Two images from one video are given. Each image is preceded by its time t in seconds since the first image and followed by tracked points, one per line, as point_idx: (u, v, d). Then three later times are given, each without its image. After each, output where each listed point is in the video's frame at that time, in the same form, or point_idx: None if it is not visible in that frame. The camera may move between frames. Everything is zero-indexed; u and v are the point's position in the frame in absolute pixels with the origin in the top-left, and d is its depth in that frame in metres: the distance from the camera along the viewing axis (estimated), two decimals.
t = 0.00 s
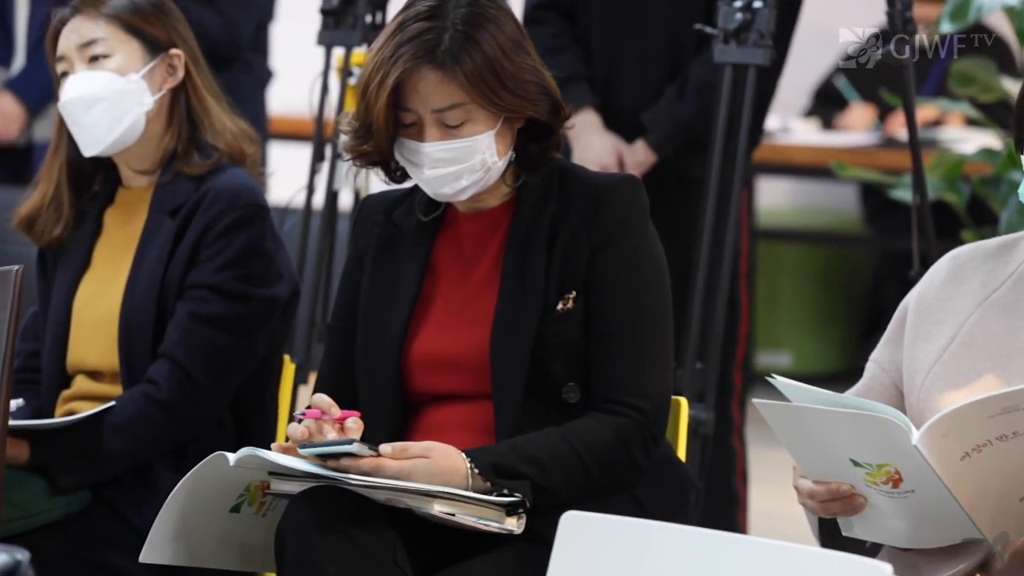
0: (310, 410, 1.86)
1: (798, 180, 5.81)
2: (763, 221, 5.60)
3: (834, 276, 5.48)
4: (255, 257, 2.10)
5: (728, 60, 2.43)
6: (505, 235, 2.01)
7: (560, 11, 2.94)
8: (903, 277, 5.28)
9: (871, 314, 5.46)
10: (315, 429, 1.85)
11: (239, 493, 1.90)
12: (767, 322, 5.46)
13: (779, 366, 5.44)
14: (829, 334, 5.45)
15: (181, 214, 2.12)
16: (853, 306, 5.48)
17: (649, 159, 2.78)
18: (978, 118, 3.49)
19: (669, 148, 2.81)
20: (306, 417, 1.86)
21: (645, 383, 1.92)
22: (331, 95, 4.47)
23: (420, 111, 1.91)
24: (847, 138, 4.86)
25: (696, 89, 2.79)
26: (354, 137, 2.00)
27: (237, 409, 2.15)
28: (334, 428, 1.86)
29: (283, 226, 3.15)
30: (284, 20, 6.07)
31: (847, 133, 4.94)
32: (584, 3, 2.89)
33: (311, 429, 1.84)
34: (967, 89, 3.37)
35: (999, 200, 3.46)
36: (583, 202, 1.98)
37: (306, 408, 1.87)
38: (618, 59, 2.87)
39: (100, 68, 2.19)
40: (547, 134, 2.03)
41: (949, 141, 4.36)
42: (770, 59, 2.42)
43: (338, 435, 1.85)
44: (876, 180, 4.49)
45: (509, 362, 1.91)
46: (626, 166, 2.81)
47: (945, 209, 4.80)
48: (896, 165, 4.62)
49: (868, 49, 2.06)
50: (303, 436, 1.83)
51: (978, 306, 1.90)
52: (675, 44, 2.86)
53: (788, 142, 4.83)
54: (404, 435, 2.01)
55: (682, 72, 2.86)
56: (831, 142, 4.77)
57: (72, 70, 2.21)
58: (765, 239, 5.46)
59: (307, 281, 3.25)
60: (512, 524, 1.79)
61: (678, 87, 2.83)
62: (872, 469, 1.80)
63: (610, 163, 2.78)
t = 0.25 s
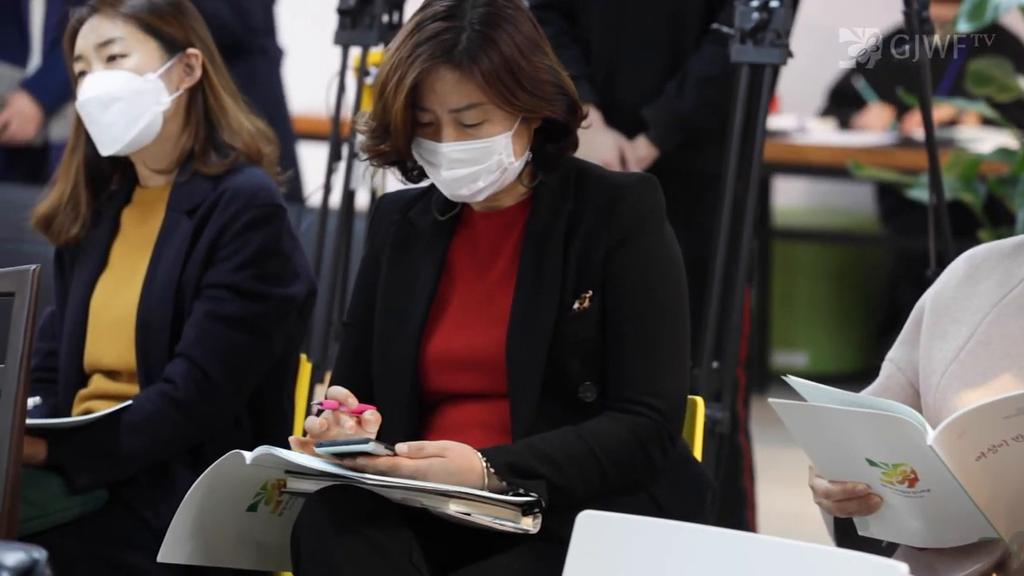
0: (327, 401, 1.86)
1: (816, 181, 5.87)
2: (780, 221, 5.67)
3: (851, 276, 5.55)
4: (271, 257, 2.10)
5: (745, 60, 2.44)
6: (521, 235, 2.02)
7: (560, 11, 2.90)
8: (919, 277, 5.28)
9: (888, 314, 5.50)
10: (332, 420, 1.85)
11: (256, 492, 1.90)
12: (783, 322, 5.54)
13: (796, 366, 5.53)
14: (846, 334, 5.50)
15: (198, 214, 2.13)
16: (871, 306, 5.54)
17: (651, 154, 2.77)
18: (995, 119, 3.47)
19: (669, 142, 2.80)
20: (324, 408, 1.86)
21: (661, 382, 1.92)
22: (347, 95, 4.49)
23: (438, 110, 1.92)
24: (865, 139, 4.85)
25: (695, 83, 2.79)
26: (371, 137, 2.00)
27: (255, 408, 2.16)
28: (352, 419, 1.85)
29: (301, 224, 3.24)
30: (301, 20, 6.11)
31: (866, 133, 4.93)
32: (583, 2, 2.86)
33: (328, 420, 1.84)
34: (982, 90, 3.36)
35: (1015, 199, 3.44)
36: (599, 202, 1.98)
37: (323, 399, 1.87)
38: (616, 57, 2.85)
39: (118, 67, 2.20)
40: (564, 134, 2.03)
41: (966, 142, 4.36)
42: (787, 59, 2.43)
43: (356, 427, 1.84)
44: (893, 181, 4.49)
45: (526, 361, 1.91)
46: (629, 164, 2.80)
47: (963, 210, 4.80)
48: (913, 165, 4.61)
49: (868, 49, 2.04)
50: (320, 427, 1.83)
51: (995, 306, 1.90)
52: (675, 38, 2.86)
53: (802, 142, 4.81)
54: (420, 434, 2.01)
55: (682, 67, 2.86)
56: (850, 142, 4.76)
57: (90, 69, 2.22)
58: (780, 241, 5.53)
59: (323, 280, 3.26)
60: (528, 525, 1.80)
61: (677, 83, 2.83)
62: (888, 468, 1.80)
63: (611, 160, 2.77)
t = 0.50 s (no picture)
0: (350, 398, 1.87)
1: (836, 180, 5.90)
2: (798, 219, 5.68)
3: (866, 275, 5.55)
4: (290, 256, 2.10)
5: (764, 60, 2.47)
6: (540, 234, 2.02)
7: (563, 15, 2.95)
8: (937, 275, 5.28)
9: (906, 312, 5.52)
10: (354, 417, 1.85)
11: (275, 492, 1.90)
12: (800, 320, 5.56)
13: (814, 365, 5.55)
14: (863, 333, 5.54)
15: (216, 213, 2.14)
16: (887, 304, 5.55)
17: (658, 150, 2.80)
18: (1013, 118, 3.42)
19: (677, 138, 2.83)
20: (347, 405, 1.86)
21: (678, 382, 1.91)
22: (365, 92, 4.51)
23: (457, 110, 1.92)
24: (883, 138, 4.85)
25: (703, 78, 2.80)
26: (390, 136, 2.00)
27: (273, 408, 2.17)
28: (374, 417, 1.85)
29: (320, 223, 3.38)
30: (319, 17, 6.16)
31: (885, 133, 4.92)
32: (586, 4, 2.90)
33: (349, 417, 1.84)
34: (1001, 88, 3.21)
35: None
36: (618, 201, 1.98)
37: (347, 396, 1.88)
38: (629, 56, 2.88)
39: (137, 66, 2.22)
40: (583, 133, 2.02)
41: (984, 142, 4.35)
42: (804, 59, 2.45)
43: (376, 425, 1.84)
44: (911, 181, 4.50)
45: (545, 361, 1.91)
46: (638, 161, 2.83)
47: (981, 209, 4.81)
48: (932, 165, 4.61)
49: (869, 49, 2.10)
50: (342, 424, 1.83)
51: (1013, 305, 1.89)
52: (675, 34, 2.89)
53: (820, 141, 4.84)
54: (439, 433, 2.01)
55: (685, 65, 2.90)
56: (868, 141, 4.76)
57: (108, 69, 2.24)
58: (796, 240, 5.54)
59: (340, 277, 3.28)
60: (546, 524, 1.79)
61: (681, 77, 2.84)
62: (905, 469, 1.79)
63: (618, 157, 2.81)
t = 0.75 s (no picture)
0: (364, 399, 1.87)
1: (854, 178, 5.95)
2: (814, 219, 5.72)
3: (883, 274, 5.60)
4: (307, 255, 2.13)
5: (781, 59, 2.50)
6: (556, 233, 2.02)
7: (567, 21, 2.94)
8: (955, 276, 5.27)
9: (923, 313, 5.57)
10: (370, 419, 1.85)
11: (291, 491, 1.90)
12: (816, 319, 5.62)
13: (831, 365, 5.60)
14: (877, 332, 5.58)
15: (234, 211, 2.17)
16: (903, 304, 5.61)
17: (666, 147, 2.83)
18: None
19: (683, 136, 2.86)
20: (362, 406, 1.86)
21: (694, 381, 1.90)
22: (383, 91, 4.53)
23: (475, 109, 1.92)
24: (900, 137, 4.86)
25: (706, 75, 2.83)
26: (407, 135, 2.01)
27: (289, 407, 2.19)
28: (389, 419, 1.85)
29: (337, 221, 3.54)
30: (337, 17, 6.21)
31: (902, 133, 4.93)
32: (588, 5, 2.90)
33: (365, 419, 1.84)
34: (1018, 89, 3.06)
35: None
36: (635, 200, 1.98)
37: (360, 397, 1.88)
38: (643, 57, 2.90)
39: (155, 65, 2.25)
40: (601, 132, 2.02)
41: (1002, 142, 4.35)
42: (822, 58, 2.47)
43: (393, 427, 1.84)
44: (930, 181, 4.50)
45: (562, 359, 1.91)
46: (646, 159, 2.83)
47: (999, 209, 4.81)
48: (949, 164, 4.60)
49: (868, 49, 2.21)
50: (358, 425, 1.83)
51: None
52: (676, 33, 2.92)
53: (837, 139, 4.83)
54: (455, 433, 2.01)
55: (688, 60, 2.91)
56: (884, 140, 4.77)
57: (126, 67, 2.27)
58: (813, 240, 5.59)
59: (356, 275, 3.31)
60: (563, 522, 1.76)
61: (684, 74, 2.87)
62: (922, 466, 1.78)
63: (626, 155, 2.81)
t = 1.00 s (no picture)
0: (372, 395, 1.87)
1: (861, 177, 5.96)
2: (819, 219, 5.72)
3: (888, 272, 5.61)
4: (314, 254, 2.14)
5: (788, 58, 2.50)
6: (562, 232, 2.02)
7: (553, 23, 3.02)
8: (962, 276, 5.26)
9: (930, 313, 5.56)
10: (377, 415, 1.85)
11: (297, 490, 1.90)
12: (822, 319, 5.63)
13: (837, 364, 5.63)
14: (883, 333, 5.59)
15: (240, 210, 2.17)
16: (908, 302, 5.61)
17: (651, 148, 2.88)
18: None
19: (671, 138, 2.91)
20: (369, 402, 1.87)
21: (699, 380, 1.90)
22: (390, 91, 4.54)
23: (481, 108, 1.92)
24: (907, 136, 4.87)
25: (695, 73, 2.88)
26: (414, 134, 2.01)
27: (296, 405, 2.20)
28: (397, 415, 1.84)
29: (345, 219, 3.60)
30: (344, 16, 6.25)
31: (910, 132, 4.93)
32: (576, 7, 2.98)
33: (372, 414, 1.84)
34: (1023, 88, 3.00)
35: None
36: (640, 200, 1.98)
37: (368, 394, 1.89)
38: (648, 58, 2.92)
39: (161, 65, 2.26)
40: (607, 131, 2.03)
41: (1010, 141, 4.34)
42: (828, 57, 2.47)
43: (399, 423, 1.83)
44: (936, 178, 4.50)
45: (567, 359, 1.91)
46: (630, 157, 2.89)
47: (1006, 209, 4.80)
48: (954, 163, 4.59)
49: (868, 49, 2.25)
50: (365, 420, 1.83)
51: None
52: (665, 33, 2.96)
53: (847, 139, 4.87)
54: (462, 432, 2.02)
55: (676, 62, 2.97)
56: (891, 139, 4.77)
57: (133, 67, 2.28)
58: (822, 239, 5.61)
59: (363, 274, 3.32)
60: (568, 522, 1.76)
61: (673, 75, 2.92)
62: (927, 462, 1.78)
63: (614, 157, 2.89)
